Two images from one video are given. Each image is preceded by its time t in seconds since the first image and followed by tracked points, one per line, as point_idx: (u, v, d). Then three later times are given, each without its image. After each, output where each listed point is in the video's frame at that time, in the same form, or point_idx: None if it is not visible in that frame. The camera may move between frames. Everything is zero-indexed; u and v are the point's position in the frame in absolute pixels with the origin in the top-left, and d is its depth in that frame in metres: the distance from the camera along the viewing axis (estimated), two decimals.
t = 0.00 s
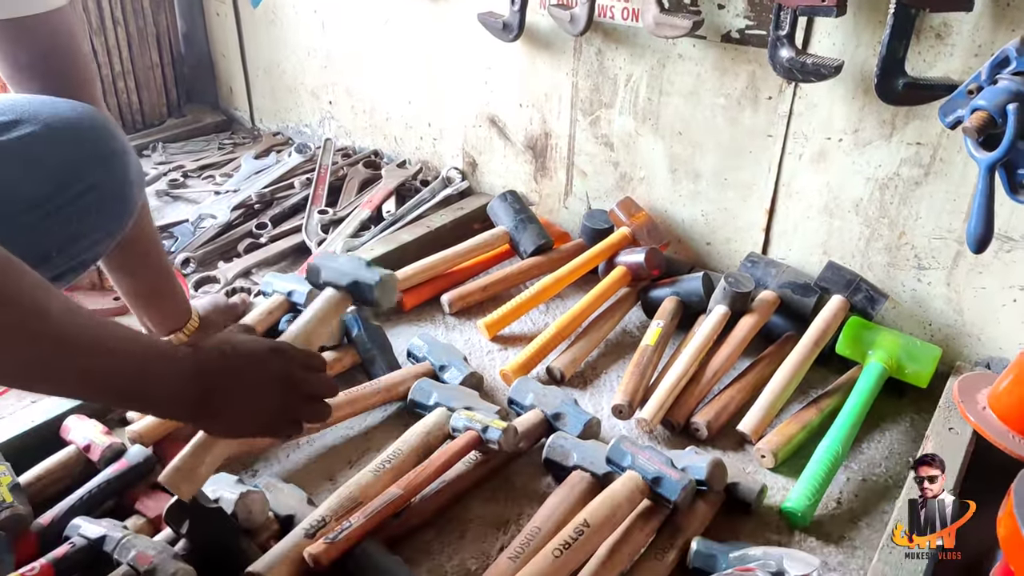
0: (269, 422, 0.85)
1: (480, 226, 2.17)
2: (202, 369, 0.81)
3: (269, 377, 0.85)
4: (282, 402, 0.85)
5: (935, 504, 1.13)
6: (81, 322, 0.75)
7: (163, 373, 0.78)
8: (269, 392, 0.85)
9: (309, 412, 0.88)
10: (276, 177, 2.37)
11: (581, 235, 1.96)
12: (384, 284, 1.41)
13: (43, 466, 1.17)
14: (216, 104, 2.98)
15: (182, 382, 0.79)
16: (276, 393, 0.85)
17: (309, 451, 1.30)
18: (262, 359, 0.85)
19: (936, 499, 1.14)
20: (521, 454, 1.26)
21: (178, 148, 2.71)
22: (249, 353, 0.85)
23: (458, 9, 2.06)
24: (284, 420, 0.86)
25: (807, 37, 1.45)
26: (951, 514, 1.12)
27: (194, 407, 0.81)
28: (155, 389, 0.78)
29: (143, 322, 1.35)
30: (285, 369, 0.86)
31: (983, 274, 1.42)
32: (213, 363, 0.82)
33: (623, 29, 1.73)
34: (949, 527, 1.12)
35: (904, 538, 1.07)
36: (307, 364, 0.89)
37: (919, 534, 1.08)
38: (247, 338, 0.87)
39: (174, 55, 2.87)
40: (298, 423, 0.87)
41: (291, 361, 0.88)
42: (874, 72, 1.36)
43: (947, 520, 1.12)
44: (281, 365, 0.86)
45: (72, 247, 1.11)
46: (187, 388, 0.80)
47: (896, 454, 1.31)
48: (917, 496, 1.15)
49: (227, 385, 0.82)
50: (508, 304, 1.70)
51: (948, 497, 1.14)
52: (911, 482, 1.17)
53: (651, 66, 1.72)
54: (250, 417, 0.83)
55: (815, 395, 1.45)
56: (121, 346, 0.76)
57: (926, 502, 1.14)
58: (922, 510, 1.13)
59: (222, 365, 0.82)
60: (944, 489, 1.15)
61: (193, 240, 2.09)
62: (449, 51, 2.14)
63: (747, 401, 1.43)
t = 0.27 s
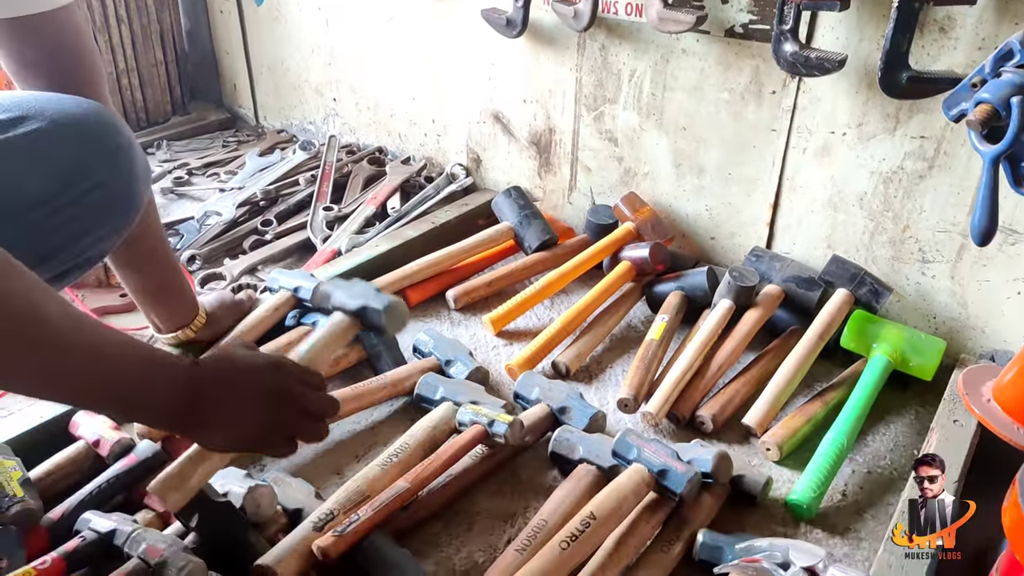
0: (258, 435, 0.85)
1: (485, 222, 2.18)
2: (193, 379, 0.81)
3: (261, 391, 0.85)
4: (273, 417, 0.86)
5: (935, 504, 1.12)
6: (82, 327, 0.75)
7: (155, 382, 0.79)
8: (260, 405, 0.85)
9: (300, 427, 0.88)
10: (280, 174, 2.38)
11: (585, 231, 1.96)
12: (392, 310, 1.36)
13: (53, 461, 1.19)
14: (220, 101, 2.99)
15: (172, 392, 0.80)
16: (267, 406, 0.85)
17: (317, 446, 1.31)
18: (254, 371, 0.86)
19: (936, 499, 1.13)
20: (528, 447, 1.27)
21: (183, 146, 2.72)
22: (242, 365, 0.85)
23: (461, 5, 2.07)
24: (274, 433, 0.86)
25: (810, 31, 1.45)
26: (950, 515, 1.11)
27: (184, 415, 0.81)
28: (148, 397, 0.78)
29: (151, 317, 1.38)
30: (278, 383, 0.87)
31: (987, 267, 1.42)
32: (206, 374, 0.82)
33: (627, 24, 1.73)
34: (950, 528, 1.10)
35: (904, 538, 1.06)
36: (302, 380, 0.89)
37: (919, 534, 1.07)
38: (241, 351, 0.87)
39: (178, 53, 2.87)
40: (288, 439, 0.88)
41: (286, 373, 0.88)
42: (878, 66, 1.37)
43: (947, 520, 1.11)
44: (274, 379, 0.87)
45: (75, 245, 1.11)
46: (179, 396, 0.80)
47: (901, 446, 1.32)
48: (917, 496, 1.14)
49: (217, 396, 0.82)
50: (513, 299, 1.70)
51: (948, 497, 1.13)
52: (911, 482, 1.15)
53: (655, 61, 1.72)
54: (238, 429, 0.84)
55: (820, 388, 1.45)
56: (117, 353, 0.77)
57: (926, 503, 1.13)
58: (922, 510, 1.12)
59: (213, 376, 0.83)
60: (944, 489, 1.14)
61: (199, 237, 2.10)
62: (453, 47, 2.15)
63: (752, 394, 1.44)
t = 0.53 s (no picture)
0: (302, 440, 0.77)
1: (484, 218, 2.18)
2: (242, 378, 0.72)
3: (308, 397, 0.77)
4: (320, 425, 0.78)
5: (935, 504, 1.12)
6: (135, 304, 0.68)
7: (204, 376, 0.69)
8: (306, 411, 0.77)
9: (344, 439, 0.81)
10: (279, 171, 2.38)
11: (584, 227, 1.96)
12: (427, 356, 1.37)
13: (51, 456, 1.19)
14: (219, 98, 2.99)
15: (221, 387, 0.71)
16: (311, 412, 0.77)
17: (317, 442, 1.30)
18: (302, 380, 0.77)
19: (936, 499, 1.12)
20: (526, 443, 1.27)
21: (181, 143, 2.72)
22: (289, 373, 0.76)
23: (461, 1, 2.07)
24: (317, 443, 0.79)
25: (809, 27, 1.45)
26: (951, 514, 1.11)
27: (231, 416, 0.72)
28: (197, 392, 0.69)
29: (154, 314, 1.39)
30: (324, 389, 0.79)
31: (984, 263, 1.43)
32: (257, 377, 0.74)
33: (626, 20, 1.73)
34: (950, 527, 1.11)
35: (903, 537, 1.05)
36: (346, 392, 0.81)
37: (919, 533, 1.06)
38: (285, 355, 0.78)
39: (176, 49, 2.87)
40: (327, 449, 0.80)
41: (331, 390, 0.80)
42: (877, 62, 1.37)
43: (947, 519, 1.11)
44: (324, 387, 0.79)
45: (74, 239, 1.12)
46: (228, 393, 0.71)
47: (898, 442, 1.32)
48: (917, 496, 1.13)
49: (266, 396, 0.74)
50: (512, 295, 1.70)
51: (948, 496, 1.13)
52: (911, 482, 1.14)
53: (654, 57, 1.72)
54: (287, 432, 0.75)
55: (818, 384, 1.46)
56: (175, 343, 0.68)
57: (926, 502, 1.12)
58: (922, 510, 1.11)
59: (265, 379, 0.74)
60: (944, 489, 1.14)
61: (198, 233, 2.10)
62: (452, 43, 2.14)
63: (750, 390, 1.44)
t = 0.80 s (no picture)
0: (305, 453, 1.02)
1: (477, 222, 2.17)
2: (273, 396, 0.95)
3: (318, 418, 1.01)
4: (323, 443, 1.02)
5: (935, 504, 1.13)
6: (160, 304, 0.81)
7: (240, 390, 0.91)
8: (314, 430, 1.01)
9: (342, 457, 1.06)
10: (271, 174, 2.37)
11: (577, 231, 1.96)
12: (440, 394, 1.19)
13: (35, 464, 1.18)
14: (211, 100, 2.98)
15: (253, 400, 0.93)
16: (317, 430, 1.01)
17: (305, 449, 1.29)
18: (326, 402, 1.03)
19: (935, 500, 1.14)
20: (517, 450, 1.26)
21: (172, 146, 2.70)
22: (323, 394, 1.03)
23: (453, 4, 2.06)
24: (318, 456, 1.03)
25: (801, 32, 1.45)
26: (949, 515, 1.13)
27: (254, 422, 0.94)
28: (227, 394, 0.90)
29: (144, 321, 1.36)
30: (338, 413, 1.04)
31: (976, 268, 1.43)
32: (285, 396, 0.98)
33: (619, 24, 1.73)
34: (949, 528, 1.13)
35: (904, 538, 1.07)
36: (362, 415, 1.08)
37: (919, 534, 1.08)
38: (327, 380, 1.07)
39: (167, 51, 2.86)
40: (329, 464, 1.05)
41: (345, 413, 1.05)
42: (868, 67, 1.37)
43: (946, 520, 1.13)
44: (339, 410, 1.04)
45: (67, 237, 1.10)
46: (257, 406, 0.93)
47: (890, 447, 1.32)
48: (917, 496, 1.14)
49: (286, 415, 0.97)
50: (504, 300, 1.70)
51: (948, 497, 1.14)
52: (906, 486, 1.14)
53: (647, 61, 1.72)
54: (294, 446, 0.99)
55: (810, 389, 1.45)
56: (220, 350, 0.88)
57: (926, 502, 1.13)
58: (922, 510, 1.13)
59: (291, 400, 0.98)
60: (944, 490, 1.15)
61: (187, 237, 2.08)
62: (445, 47, 2.14)
63: (742, 395, 1.43)
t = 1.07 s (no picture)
0: (280, 472, 1.00)
1: (462, 228, 2.15)
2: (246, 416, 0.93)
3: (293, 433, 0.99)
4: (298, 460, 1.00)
5: (935, 504, 1.14)
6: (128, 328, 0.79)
7: (215, 412, 0.90)
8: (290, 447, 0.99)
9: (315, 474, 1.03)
10: (253, 180, 2.35)
11: (562, 238, 1.95)
12: (414, 409, 1.18)
13: (3, 482, 1.15)
14: (194, 105, 2.95)
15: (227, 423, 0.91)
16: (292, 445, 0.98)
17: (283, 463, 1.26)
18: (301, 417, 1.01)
19: (936, 500, 1.15)
20: (499, 462, 1.24)
21: (154, 151, 2.67)
22: (297, 409, 1.01)
23: (437, 8, 2.05)
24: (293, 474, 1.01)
25: (784, 39, 1.44)
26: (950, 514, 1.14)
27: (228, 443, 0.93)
28: (199, 418, 0.88)
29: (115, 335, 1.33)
30: (312, 428, 1.02)
31: (959, 275, 1.42)
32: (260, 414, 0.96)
33: (602, 30, 1.72)
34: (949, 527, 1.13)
35: (903, 537, 1.07)
36: (335, 430, 1.06)
37: (918, 534, 1.09)
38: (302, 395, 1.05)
39: (149, 55, 2.82)
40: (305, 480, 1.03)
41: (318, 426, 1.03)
42: (851, 74, 1.36)
43: (947, 520, 1.13)
44: (314, 424, 1.02)
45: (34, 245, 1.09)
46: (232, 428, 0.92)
47: (875, 455, 1.31)
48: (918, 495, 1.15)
49: (260, 433, 0.95)
50: (487, 308, 1.68)
51: (946, 497, 1.15)
52: (891, 498, 1.14)
53: (631, 68, 1.71)
54: (270, 465, 0.98)
55: (795, 397, 1.45)
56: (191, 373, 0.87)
57: (926, 502, 1.13)
58: (923, 510, 1.13)
59: (264, 417, 0.96)
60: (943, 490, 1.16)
61: (167, 245, 2.06)
62: (429, 52, 2.12)
63: (727, 404, 1.43)
